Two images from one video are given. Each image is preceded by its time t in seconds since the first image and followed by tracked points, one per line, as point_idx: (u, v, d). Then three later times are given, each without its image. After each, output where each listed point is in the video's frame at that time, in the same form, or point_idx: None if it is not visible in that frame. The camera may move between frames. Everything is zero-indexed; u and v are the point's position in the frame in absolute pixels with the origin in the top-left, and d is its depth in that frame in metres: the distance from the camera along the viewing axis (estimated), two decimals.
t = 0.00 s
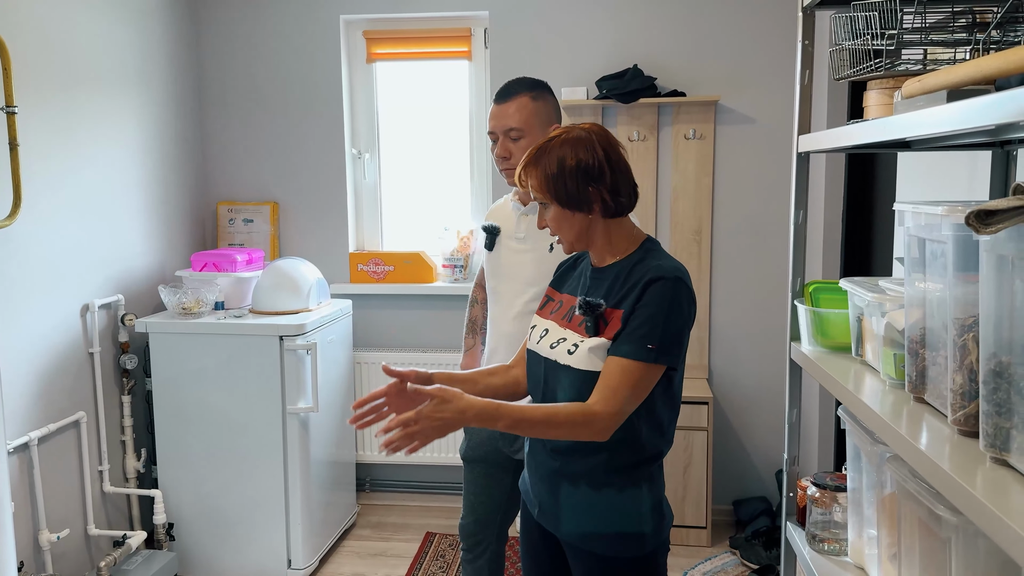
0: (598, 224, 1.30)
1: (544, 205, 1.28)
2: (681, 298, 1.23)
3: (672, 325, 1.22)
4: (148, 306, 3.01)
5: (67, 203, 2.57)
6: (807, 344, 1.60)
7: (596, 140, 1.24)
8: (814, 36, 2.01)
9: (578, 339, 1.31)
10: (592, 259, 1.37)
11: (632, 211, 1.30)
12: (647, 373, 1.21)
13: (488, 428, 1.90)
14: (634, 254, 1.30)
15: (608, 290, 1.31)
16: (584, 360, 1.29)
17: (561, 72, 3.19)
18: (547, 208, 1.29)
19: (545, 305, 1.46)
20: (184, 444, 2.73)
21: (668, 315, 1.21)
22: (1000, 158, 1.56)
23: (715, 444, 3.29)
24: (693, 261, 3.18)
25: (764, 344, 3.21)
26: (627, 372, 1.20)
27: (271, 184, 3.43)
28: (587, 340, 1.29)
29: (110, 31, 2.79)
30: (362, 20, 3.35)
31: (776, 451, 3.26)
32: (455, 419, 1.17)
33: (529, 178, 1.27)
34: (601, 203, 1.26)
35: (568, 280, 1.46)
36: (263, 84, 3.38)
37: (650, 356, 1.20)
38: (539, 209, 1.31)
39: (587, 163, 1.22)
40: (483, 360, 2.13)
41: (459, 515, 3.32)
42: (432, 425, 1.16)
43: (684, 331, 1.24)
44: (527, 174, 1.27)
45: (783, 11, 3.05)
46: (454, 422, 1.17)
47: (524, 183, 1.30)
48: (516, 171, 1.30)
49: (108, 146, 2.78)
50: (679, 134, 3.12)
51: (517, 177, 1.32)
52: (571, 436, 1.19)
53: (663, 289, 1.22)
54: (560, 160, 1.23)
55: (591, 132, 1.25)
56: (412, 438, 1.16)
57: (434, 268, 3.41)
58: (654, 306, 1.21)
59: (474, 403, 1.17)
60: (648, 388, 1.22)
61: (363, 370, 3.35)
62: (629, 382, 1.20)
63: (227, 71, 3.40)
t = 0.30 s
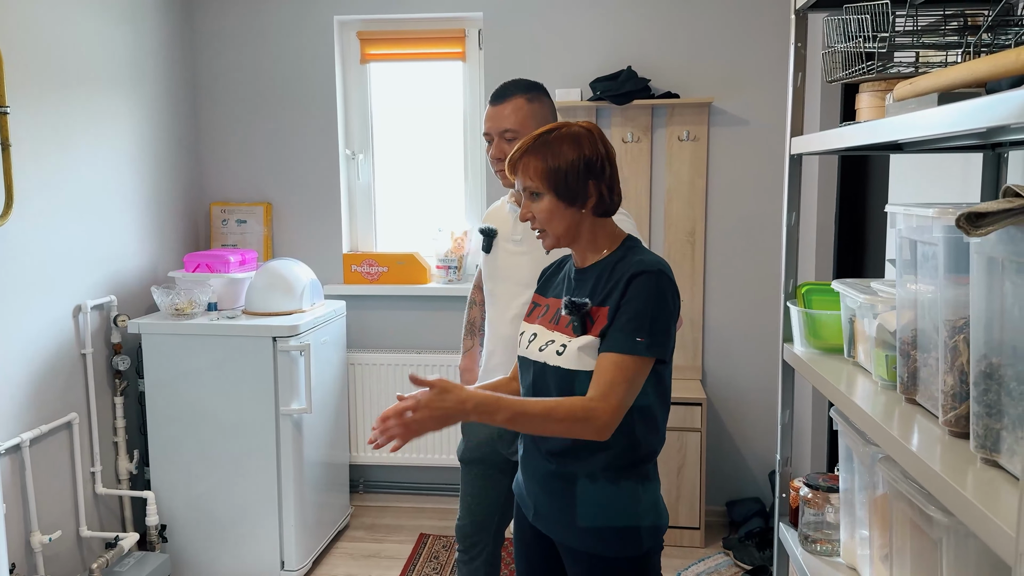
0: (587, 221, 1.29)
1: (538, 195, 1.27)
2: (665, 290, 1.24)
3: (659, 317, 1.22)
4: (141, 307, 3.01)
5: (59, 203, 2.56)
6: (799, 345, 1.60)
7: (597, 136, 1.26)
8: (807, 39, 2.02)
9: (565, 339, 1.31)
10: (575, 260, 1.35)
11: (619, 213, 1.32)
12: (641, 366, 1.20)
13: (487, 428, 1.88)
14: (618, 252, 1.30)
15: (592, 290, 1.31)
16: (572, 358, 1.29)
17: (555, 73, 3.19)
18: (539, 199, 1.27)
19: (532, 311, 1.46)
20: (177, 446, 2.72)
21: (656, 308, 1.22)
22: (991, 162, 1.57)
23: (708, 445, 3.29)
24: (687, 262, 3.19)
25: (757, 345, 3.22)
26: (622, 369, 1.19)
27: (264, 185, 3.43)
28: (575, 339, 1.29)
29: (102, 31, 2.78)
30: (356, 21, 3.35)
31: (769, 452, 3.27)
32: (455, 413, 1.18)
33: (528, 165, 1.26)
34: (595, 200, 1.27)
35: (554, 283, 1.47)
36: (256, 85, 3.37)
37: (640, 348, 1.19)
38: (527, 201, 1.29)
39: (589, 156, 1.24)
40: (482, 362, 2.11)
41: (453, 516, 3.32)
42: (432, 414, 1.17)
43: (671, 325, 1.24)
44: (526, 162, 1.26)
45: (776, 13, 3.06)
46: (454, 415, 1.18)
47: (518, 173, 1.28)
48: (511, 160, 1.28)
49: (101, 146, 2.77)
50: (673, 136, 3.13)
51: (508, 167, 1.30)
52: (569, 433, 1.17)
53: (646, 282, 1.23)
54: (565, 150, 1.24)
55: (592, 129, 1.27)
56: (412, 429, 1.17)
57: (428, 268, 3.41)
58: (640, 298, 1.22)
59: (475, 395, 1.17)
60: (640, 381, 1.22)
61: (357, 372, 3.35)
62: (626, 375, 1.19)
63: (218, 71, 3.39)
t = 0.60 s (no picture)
0: (580, 219, 1.29)
1: (538, 186, 1.26)
2: (634, 279, 1.19)
3: (622, 303, 1.17)
4: (133, 307, 3.00)
5: (51, 201, 2.56)
6: (790, 344, 1.61)
7: (601, 140, 1.29)
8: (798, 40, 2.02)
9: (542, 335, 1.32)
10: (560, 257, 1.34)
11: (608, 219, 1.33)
12: (595, 345, 1.15)
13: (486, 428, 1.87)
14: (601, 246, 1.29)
15: (571, 286, 1.30)
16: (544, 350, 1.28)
17: (548, 73, 3.20)
18: (538, 189, 1.26)
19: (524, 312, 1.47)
20: (169, 445, 2.72)
21: (624, 293, 1.17)
22: (981, 162, 1.58)
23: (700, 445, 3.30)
24: (680, 262, 3.20)
25: (750, 345, 3.23)
26: (581, 343, 1.14)
27: (257, 185, 3.42)
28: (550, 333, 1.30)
29: (94, 29, 2.78)
30: (349, 20, 3.35)
31: (761, 452, 3.28)
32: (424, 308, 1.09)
33: (534, 155, 1.25)
34: (594, 199, 1.28)
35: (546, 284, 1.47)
36: (249, 84, 3.37)
37: (597, 328, 1.14)
38: (524, 189, 1.27)
39: (596, 156, 1.26)
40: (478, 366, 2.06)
41: (446, 516, 3.31)
42: (403, 293, 1.08)
43: (637, 316, 1.19)
44: (532, 151, 1.25)
45: (769, 14, 3.07)
46: (423, 303, 1.08)
47: (521, 161, 1.26)
48: (514, 147, 1.27)
49: (92, 145, 2.77)
50: (666, 136, 3.13)
51: (509, 154, 1.28)
52: (517, 383, 1.10)
53: (611, 269, 1.19)
54: (574, 146, 1.25)
55: (596, 133, 1.29)
56: (378, 296, 1.07)
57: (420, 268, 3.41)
58: (601, 281, 1.18)
59: (450, 297, 1.10)
60: (592, 360, 1.16)
61: (349, 372, 3.35)
62: (585, 350, 1.14)
63: (211, 70, 3.39)
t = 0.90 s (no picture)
0: (559, 221, 1.29)
1: (511, 199, 1.26)
2: (610, 278, 1.18)
3: (598, 303, 1.16)
4: (125, 305, 2.99)
5: (43, 199, 2.55)
6: (783, 343, 1.61)
7: (566, 137, 1.27)
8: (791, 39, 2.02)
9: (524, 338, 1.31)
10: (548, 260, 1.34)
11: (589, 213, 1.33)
12: (574, 348, 1.13)
13: (481, 427, 1.87)
14: (586, 244, 1.29)
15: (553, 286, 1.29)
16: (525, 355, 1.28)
17: (543, 72, 3.20)
18: (512, 203, 1.26)
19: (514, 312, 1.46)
20: (161, 443, 2.71)
21: (601, 294, 1.16)
22: (974, 162, 1.58)
23: (694, 443, 3.30)
24: (674, 261, 3.20)
25: (744, 345, 3.23)
26: (554, 345, 1.12)
27: (250, 183, 3.41)
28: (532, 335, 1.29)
29: (87, 27, 2.77)
30: (343, 19, 3.34)
31: (755, 451, 3.28)
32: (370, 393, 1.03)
33: (499, 169, 1.25)
34: (568, 198, 1.27)
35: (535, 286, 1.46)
36: (242, 82, 3.36)
37: (573, 328, 1.13)
38: (499, 205, 1.27)
39: (562, 156, 1.24)
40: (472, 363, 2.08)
41: (439, 515, 3.31)
42: (343, 395, 1.02)
43: (615, 318, 1.18)
44: (497, 166, 1.25)
45: (763, 14, 3.07)
46: (369, 387, 1.03)
47: (490, 177, 1.26)
48: (480, 164, 1.27)
49: (85, 143, 2.76)
50: (660, 135, 3.14)
51: (478, 172, 1.28)
52: (490, 403, 1.07)
53: (588, 270, 1.18)
54: (537, 151, 1.24)
55: (560, 131, 1.28)
56: (323, 413, 1.01)
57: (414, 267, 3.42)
58: (576, 283, 1.17)
59: (388, 361, 1.04)
60: (572, 363, 1.14)
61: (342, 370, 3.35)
62: (556, 348, 1.12)
63: (204, 68, 3.38)
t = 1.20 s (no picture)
0: (541, 219, 1.30)
1: (489, 203, 1.27)
2: (578, 282, 1.19)
3: (564, 308, 1.16)
4: (120, 302, 2.98)
5: (38, 196, 2.54)
6: (779, 341, 1.61)
7: (538, 135, 1.26)
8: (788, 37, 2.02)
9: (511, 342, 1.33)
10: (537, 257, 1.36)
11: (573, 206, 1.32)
12: (540, 357, 1.15)
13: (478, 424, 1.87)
14: (568, 241, 1.29)
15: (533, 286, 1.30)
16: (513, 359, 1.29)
17: (540, 70, 3.19)
18: (491, 206, 1.28)
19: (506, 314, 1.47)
20: (156, 441, 2.71)
21: (566, 300, 1.17)
22: (971, 160, 1.57)
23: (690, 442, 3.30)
24: (670, 260, 3.20)
25: (740, 344, 3.23)
26: (516, 358, 1.14)
27: (246, 180, 3.41)
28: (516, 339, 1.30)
29: (83, 23, 2.76)
30: (340, 15, 3.34)
31: (751, 449, 3.28)
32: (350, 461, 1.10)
33: (473, 175, 1.26)
34: (546, 196, 1.27)
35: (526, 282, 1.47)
36: (238, 79, 3.36)
37: (537, 337, 1.15)
38: (480, 209, 1.29)
39: (533, 155, 1.24)
40: (470, 362, 2.06)
41: (435, 514, 3.31)
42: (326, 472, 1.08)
43: (584, 322, 1.18)
44: (471, 171, 1.27)
45: (759, 13, 3.07)
46: (347, 461, 1.09)
47: (467, 183, 1.28)
48: (457, 170, 1.28)
49: (81, 140, 2.76)
50: (657, 134, 3.14)
51: (457, 178, 1.30)
52: (460, 428, 1.11)
53: (556, 275, 1.19)
54: (508, 154, 1.24)
55: (533, 129, 1.27)
56: (313, 493, 1.08)
57: (411, 265, 3.41)
58: (541, 291, 1.18)
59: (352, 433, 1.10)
60: (541, 372, 1.16)
61: (338, 368, 3.34)
62: (519, 361, 1.14)
63: (200, 64, 3.37)
